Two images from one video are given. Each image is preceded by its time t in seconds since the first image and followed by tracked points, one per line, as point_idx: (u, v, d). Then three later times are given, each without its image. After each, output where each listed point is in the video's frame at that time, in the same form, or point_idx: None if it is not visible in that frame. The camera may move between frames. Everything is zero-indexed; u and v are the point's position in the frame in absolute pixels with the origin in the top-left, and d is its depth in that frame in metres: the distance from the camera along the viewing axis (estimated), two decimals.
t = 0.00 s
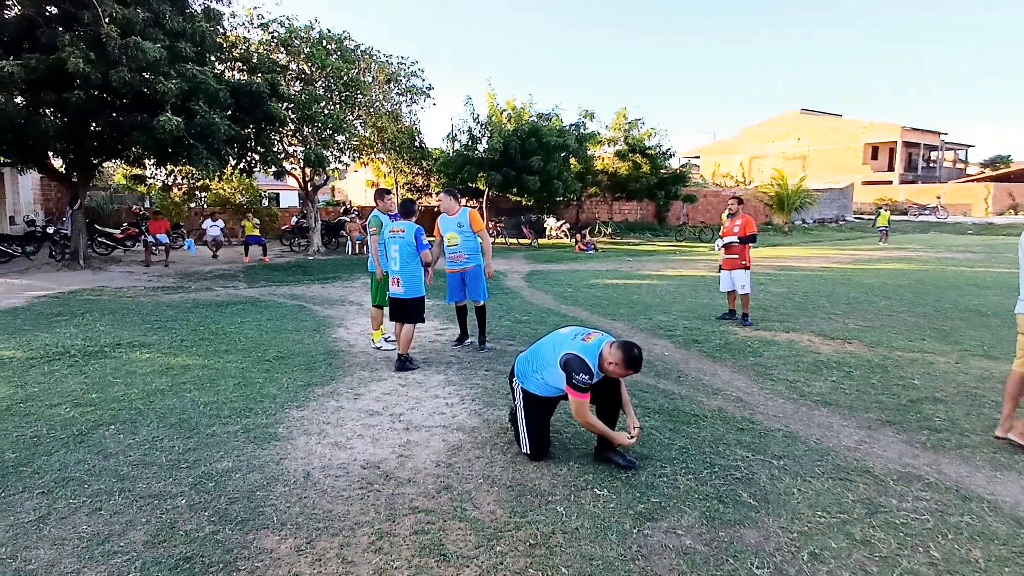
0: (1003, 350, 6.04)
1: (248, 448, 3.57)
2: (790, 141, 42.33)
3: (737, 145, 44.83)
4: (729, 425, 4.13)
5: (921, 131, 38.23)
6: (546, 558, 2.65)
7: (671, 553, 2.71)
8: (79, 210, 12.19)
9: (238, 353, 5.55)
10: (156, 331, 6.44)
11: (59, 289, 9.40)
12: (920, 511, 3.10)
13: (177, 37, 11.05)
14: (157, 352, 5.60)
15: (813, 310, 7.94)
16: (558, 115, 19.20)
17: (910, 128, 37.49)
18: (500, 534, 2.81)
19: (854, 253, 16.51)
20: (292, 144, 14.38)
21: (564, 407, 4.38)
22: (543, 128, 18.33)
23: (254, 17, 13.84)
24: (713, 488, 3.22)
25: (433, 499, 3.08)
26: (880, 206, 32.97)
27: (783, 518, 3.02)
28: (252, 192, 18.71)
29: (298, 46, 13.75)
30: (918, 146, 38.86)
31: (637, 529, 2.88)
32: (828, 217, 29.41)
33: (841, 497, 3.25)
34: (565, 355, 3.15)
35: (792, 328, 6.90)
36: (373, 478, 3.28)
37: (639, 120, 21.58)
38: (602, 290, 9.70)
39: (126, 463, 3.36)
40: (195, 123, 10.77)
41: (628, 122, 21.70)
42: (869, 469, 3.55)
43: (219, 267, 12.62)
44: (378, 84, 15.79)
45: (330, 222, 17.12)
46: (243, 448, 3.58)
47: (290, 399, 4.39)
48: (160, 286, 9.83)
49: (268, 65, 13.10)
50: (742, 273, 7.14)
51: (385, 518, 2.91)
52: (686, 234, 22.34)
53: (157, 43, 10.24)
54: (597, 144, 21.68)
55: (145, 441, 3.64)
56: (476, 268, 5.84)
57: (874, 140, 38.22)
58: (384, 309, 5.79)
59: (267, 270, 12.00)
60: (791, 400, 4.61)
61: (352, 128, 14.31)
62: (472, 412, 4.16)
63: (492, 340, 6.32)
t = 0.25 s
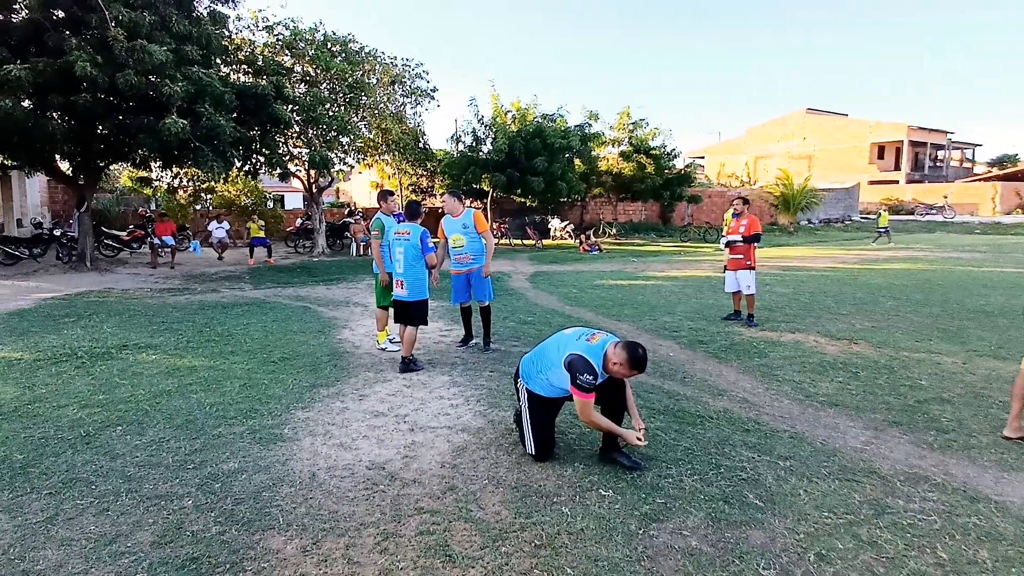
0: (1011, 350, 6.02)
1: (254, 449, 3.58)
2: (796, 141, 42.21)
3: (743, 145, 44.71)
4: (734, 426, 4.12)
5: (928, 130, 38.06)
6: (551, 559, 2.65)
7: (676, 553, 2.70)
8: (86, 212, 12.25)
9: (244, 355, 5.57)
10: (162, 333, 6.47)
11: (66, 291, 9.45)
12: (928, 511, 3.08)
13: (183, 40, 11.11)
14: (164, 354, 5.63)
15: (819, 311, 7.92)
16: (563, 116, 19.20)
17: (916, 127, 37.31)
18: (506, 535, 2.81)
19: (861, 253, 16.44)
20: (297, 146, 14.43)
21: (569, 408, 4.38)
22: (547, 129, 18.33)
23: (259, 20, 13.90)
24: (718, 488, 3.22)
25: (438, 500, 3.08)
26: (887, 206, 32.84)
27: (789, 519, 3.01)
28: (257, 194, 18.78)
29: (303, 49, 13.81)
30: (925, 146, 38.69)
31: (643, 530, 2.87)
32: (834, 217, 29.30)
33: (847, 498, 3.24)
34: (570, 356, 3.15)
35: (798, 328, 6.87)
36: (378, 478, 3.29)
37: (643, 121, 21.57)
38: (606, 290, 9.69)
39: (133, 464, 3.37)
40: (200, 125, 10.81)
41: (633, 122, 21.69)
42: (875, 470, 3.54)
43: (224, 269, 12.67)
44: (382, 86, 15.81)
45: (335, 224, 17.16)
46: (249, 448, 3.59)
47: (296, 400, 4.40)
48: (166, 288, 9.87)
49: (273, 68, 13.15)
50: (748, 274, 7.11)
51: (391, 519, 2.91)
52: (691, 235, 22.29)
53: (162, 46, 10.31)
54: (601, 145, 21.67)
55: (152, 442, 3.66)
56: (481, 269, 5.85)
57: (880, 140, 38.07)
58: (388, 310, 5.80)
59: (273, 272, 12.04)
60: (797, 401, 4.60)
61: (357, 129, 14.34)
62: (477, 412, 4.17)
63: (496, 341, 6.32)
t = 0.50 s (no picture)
0: (1016, 354, 6.00)
1: (258, 449, 3.59)
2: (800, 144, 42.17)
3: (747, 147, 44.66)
4: (738, 429, 4.12)
5: (932, 133, 37.99)
6: (554, 560, 2.65)
7: (679, 556, 2.70)
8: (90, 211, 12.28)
9: (248, 355, 5.58)
10: (166, 332, 6.48)
11: (70, 290, 9.48)
12: (931, 515, 3.08)
13: (188, 41, 11.13)
14: (167, 353, 5.64)
15: (823, 313, 7.90)
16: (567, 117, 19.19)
17: (920, 130, 37.24)
18: (509, 536, 2.81)
19: (865, 256, 16.39)
20: (301, 147, 14.46)
21: (572, 409, 4.38)
22: (551, 130, 18.33)
23: (264, 20, 13.93)
24: (722, 491, 3.21)
25: (441, 501, 3.08)
26: (891, 209, 32.78)
27: (792, 522, 3.00)
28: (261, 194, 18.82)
29: (308, 49, 13.83)
30: (929, 149, 38.62)
31: (646, 532, 2.87)
32: (838, 219, 29.26)
33: (851, 501, 3.23)
34: (574, 358, 3.15)
35: (802, 331, 6.86)
36: (382, 479, 3.29)
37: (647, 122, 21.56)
38: (610, 292, 9.68)
39: (137, 463, 3.38)
40: (205, 125, 10.83)
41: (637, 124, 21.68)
42: (879, 473, 3.53)
43: (228, 269, 12.70)
44: (386, 86, 15.82)
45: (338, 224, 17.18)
46: (253, 448, 3.60)
47: (299, 400, 4.40)
48: (170, 288, 9.88)
49: (278, 68, 13.18)
50: (751, 277, 7.10)
51: (394, 519, 2.92)
52: (695, 237, 22.28)
53: (168, 46, 10.34)
54: (605, 146, 21.67)
55: (156, 442, 3.67)
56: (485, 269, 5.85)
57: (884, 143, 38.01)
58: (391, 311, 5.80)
59: (276, 272, 12.06)
60: (801, 403, 4.59)
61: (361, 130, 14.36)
62: (480, 414, 4.17)
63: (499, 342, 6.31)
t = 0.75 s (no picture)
0: (1019, 355, 5.99)
1: (261, 450, 3.59)
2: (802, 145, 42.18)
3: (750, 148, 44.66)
4: (741, 430, 4.11)
5: (935, 134, 37.94)
6: (557, 561, 2.65)
7: (682, 557, 2.70)
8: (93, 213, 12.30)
9: (251, 356, 5.59)
10: (169, 334, 6.49)
11: (74, 291, 9.50)
12: (934, 516, 3.07)
13: (191, 42, 11.15)
14: (171, 354, 5.65)
15: (826, 314, 7.90)
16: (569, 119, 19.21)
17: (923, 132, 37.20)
18: (512, 537, 2.81)
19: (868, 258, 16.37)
20: (304, 148, 14.49)
21: (575, 410, 4.38)
22: (553, 132, 18.35)
23: (267, 22, 13.95)
24: (725, 492, 3.21)
25: (444, 502, 3.09)
26: (893, 210, 32.74)
27: (795, 523, 3.00)
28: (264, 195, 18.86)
29: (310, 50, 13.85)
30: (932, 150, 38.57)
31: (649, 532, 2.87)
32: (841, 221, 29.24)
33: (854, 502, 3.23)
34: (577, 360, 3.15)
35: (805, 332, 6.86)
36: (385, 480, 3.29)
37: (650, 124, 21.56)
38: (612, 294, 9.68)
39: (140, 464, 3.38)
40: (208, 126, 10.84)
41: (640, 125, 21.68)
42: (881, 474, 3.53)
43: (231, 270, 12.72)
44: (389, 88, 15.86)
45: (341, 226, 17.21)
46: (256, 449, 3.60)
47: (302, 401, 4.41)
48: (172, 289, 9.90)
49: (281, 70, 13.21)
50: (754, 277, 7.09)
51: (397, 520, 2.92)
52: (697, 238, 22.27)
53: (171, 47, 10.37)
54: (608, 148, 21.69)
55: (159, 443, 3.67)
56: (489, 271, 5.85)
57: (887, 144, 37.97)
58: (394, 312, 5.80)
59: (279, 274, 12.08)
60: (804, 404, 4.59)
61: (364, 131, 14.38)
62: (483, 415, 4.17)
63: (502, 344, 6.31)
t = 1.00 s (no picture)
0: (1020, 353, 6.00)
1: (263, 452, 3.60)
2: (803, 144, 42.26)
3: (751, 148, 44.68)
4: (743, 429, 4.12)
5: (934, 133, 37.97)
6: (559, 561, 2.66)
7: (684, 556, 2.71)
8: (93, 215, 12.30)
9: (252, 358, 5.59)
10: (170, 336, 6.49)
11: (74, 294, 9.50)
12: (934, 514, 3.08)
13: (191, 43, 11.15)
14: (171, 356, 5.66)
15: (826, 314, 7.91)
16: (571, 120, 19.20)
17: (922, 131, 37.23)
18: (514, 538, 2.82)
19: (868, 257, 16.37)
20: (305, 149, 14.49)
21: (577, 411, 4.39)
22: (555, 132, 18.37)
23: (267, 22, 13.93)
24: (726, 491, 3.22)
25: (446, 503, 3.09)
26: (893, 209, 32.76)
27: (796, 521, 3.01)
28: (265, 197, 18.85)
29: (311, 51, 13.84)
30: (931, 149, 38.60)
31: (651, 532, 2.88)
32: (841, 220, 29.26)
33: (855, 500, 3.24)
34: (579, 360, 3.16)
35: (805, 331, 6.86)
36: (387, 482, 3.30)
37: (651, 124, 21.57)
38: (613, 294, 9.69)
39: (141, 467, 3.39)
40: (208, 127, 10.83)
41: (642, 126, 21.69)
42: (882, 472, 3.53)
43: (231, 272, 12.72)
44: (390, 88, 15.86)
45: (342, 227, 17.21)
46: (258, 451, 3.61)
47: (304, 403, 4.42)
48: (173, 291, 9.90)
49: (281, 70, 13.21)
50: (751, 276, 7.09)
51: (400, 521, 2.93)
52: (699, 238, 22.28)
53: (171, 48, 10.36)
54: (609, 148, 21.70)
55: (160, 445, 3.67)
56: (493, 273, 5.87)
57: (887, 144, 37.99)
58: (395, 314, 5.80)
59: (280, 275, 12.08)
60: (805, 403, 4.60)
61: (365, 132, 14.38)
62: (485, 415, 4.17)
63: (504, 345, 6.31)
